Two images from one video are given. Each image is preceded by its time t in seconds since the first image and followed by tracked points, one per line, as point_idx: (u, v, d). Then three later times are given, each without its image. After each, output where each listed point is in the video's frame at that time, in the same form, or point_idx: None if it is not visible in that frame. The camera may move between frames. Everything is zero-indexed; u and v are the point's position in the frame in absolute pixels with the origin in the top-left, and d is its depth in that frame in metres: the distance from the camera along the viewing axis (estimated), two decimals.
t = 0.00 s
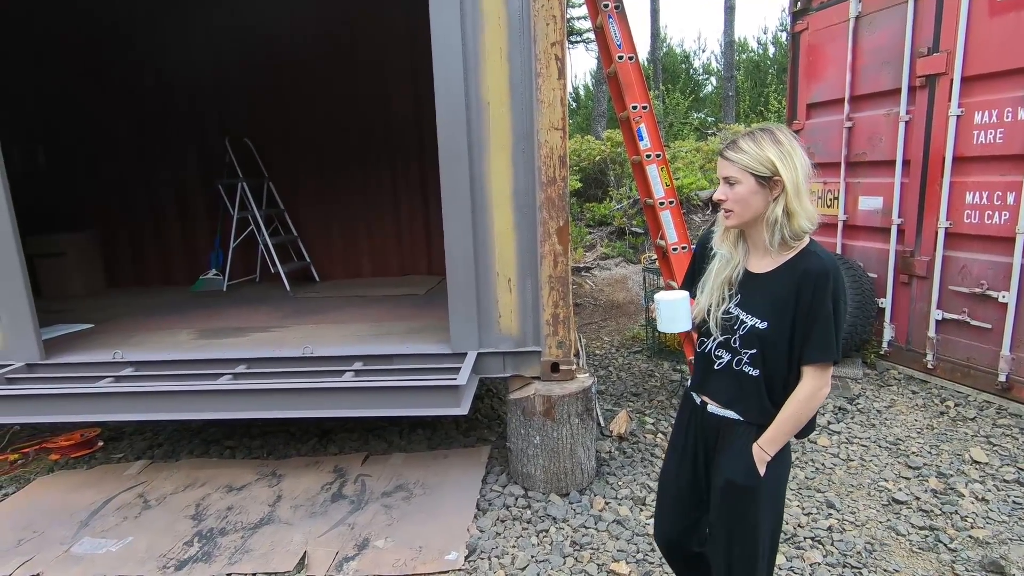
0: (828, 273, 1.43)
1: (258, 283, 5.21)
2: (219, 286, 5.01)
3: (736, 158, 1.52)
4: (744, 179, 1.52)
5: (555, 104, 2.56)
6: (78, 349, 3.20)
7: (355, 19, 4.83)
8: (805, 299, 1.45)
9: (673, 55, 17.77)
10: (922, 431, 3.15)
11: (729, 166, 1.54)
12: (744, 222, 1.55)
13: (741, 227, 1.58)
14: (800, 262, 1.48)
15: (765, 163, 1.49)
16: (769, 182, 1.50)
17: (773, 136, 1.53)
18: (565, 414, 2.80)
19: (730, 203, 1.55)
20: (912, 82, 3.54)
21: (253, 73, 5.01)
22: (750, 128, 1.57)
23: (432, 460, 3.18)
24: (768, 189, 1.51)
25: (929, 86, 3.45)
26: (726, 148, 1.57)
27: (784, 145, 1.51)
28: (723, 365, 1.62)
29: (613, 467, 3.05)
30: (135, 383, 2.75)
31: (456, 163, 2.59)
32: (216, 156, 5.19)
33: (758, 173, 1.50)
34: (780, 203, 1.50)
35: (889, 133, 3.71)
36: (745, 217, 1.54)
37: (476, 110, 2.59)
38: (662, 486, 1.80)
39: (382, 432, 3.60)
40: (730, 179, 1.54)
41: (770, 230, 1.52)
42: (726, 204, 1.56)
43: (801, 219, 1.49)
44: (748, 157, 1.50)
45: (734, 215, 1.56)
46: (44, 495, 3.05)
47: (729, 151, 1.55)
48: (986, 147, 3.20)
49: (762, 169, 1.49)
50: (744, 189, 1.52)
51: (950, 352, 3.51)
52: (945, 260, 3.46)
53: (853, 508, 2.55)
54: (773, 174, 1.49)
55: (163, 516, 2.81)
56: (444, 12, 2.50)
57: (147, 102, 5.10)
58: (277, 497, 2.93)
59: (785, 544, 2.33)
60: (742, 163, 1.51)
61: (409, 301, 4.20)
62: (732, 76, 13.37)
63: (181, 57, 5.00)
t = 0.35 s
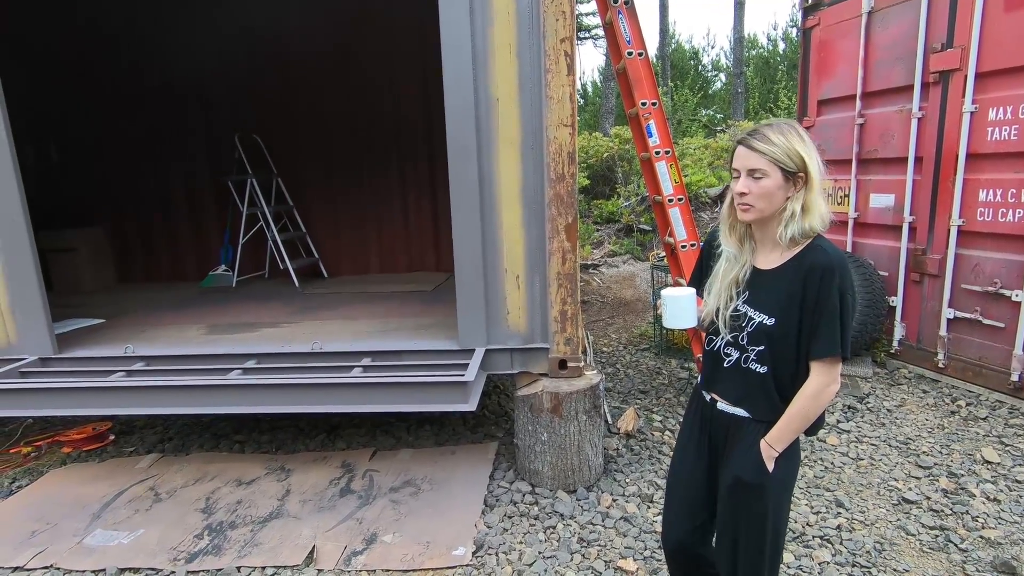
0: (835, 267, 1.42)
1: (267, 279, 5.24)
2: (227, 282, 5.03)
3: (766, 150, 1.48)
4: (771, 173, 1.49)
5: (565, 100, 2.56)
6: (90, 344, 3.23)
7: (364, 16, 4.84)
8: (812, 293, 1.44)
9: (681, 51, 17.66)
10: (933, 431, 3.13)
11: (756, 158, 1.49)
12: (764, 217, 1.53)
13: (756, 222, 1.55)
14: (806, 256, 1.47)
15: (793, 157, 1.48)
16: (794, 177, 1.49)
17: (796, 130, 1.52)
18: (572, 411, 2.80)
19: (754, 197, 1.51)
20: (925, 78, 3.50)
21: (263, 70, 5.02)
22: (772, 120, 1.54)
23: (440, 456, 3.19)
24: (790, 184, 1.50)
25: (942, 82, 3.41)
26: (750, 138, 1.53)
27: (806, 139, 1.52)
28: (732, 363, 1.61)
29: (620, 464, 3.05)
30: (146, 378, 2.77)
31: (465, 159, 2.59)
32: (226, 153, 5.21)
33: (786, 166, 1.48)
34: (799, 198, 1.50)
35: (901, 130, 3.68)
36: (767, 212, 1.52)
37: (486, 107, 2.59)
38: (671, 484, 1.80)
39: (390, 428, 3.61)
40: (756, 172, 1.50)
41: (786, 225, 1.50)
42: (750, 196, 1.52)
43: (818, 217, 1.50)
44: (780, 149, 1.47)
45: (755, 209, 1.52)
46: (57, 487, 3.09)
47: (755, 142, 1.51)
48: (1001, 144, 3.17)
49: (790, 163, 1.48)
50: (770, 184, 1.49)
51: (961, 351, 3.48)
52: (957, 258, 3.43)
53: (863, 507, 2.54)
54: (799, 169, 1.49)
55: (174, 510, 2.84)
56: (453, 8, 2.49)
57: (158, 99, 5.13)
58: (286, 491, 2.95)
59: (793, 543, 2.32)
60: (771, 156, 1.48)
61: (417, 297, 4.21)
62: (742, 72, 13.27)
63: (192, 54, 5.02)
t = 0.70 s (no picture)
0: (841, 257, 1.43)
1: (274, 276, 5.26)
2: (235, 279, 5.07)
3: (784, 143, 1.49)
4: (788, 168, 1.49)
5: (572, 98, 2.55)
6: (100, 340, 3.25)
7: (371, 14, 4.84)
8: (820, 283, 1.45)
9: (688, 49, 17.58)
10: (941, 431, 3.11)
11: (777, 152, 1.49)
12: (776, 211, 1.52)
13: (764, 215, 1.54)
14: (813, 247, 1.48)
15: (804, 153, 1.50)
16: (802, 172, 1.52)
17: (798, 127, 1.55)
18: (579, 409, 2.81)
19: (771, 190, 1.50)
20: (935, 76, 3.47)
21: (271, 68, 5.04)
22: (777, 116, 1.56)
23: (446, 453, 3.19)
24: (798, 179, 1.52)
25: (952, 79, 3.38)
26: (765, 132, 1.52)
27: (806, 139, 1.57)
28: (740, 363, 1.61)
29: (626, 462, 3.05)
30: (155, 374, 2.79)
31: (472, 157, 2.59)
32: (233, 150, 5.23)
33: (799, 161, 1.50)
34: (804, 193, 1.52)
35: (911, 128, 3.65)
36: (781, 205, 1.51)
37: (493, 104, 2.59)
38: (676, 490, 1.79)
39: (397, 425, 3.62)
40: (775, 166, 1.50)
41: (793, 218, 1.50)
42: (767, 189, 1.51)
43: (821, 213, 1.54)
44: (796, 143, 1.49)
45: (769, 202, 1.51)
46: (68, 482, 3.12)
47: (774, 135, 1.50)
48: (1011, 141, 3.14)
49: (802, 159, 1.50)
50: (787, 178, 1.50)
51: (971, 350, 3.46)
52: (967, 257, 3.41)
53: (869, 507, 2.53)
54: (809, 165, 1.52)
55: (182, 505, 2.86)
56: (460, 6, 2.50)
57: (166, 97, 5.16)
58: (293, 487, 2.97)
59: (800, 542, 2.32)
60: (790, 150, 1.49)
61: (423, 294, 4.21)
62: (749, 70, 13.19)
63: (200, 52, 5.05)
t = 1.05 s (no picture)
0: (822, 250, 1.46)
1: (275, 275, 5.27)
2: (237, 278, 5.05)
3: (764, 142, 1.51)
4: (768, 165, 1.52)
5: (573, 97, 2.55)
6: (102, 337, 3.26)
7: (373, 12, 4.84)
8: (802, 274, 1.48)
9: (690, 48, 17.55)
10: (941, 430, 3.11)
11: (757, 150, 1.51)
12: (756, 207, 1.54)
13: (744, 212, 1.56)
14: (793, 241, 1.51)
15: (782, 151, 1.53)
16: (780, 171, 1.55)
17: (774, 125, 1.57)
18: (579, 408, 2.81)
19: (752, 187, 1.52)
20: (937, 75, 3.47)
21: (273, 66, 5.04)
22: (755, 116, 1.59)
23: (446, 452, 3.19)
24: (776, 176, 1.55)
25: (954, 78, 3.38)
26: (744, 130, 1.54)
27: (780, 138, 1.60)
28: (727, 358, 1.60)
29: (627, 460, 3.05)
30: (156, 372, 2.80)
31: (473, 156, 2.60)
32: (234, 148, 5.24)
33: (777, 159, 1.53)
34: (783, 190, 1.55)
35: (913, 127, 3.64)
36: (760, 202, 1.53)
37: (494, 103, 2.60)
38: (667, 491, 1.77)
39: (397, 423, 3.63)
40: (755, 163, 1.51)
41: (772, 215, 1.53)
42: (747, 186, 1.52)
43: (797, 209, 1.57)
44: (775, 142, 1.51)
45: (750, 199, 1.53)
46: (69, 479, 3.13)
47: (754, 134, 1.52)
48: (1014, 141, 3.14)
49: (781, 157, 1.53)
50: (766, 175, 1.52)
51: (972, 350, 3.45)
52: (968, 257, 3.41)
53: (869, 507, 2.53)
54: (786, 163, 1.55)
55: (182, 502, 2.87)
56: (461, 5, 2.50)
57: (168, 95, 5.16)
58: (293, 485, 2.98)
59: (799, 541, 2.32)
60: (770, 148, 1.51)
61: (424, 293, 4.21)
62: (751, 69, 13.17)
63: (203, 51, 5.05)
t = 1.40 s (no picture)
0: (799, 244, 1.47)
1: (274, 275, 5.27)
2: (236, 278, 5.04)
3: (737, 139, 1.51)
4: (743, 161, 1.52)
5: (572, 97, 2.56)
6: (100, 337, 3.26)
7: (372, 12, 4.85)
8: (781, 267, 1.48)
9: (689, 48, 17.56)
10: (939, 431, 3.12)
11: (732, 147, 1.52)
12: (733, 203, 1.55)
13: (722, 208, 1.57)
14: (772, 234, 1.51)
15: (757, 147, 1.54)
16: (755, 166, 1.55)
17: (746, 121, 1.58)
18: (578, 408, 2.81)
19: (728, 183, 1.53)
20: (936, 76, 3.48)
21: (273, 66, 5.04)
22: (729, 113, 1.60)
23: (445, 452, 3.20)
24: (752, 172, 1.56)
25: (952, 80, 3.39)
26: (718, 128, 1.55)
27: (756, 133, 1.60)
28: (709, 348, 1.61)
29: (625, 461, 3.05)
30: (156, 372, 2.80)
31: (473, 156, 2.60)
32: (234, 148, 5.24)
33: (752, 155, 1.53)
34: (758, 185, 1.56)
35: (911, 128, 3.65)
36: (736, 198, 1.54)
37: (493, 103, 2.60)
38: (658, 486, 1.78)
39: (396, 423, 3.63)
40: (730, 160, 1.52)
41: (751, 209, 1.54)
42: (722, 183, 1.53)
43: (774, 203, 1.57)
44: (748, 138, 1.52)
45: (727, 196, 1.53)
46: (68, 479, 3.13)
47: (728, 131, 1.53)
48: (1011, 143, 3.14)
49: (756, 152, 1.53)
50: (742, 171, 1.53)
51: (969, 351, 3.46)
52: (965, 258, 3.42)
53: (867, 507, 2.53)
54: (761, 158, 1.55)
55: (181, 502, 2.87)
56: (461, 6, 2.50)
57: (168, 94, 5.16)
58: (292, 484, 2.98)
59: (797, 541, 2.33)
60: (744, 145, 1.52)
61: (423, 293, 4.22)
62: (750, 70, 13.19)
63: (202, 50, 5.05)
